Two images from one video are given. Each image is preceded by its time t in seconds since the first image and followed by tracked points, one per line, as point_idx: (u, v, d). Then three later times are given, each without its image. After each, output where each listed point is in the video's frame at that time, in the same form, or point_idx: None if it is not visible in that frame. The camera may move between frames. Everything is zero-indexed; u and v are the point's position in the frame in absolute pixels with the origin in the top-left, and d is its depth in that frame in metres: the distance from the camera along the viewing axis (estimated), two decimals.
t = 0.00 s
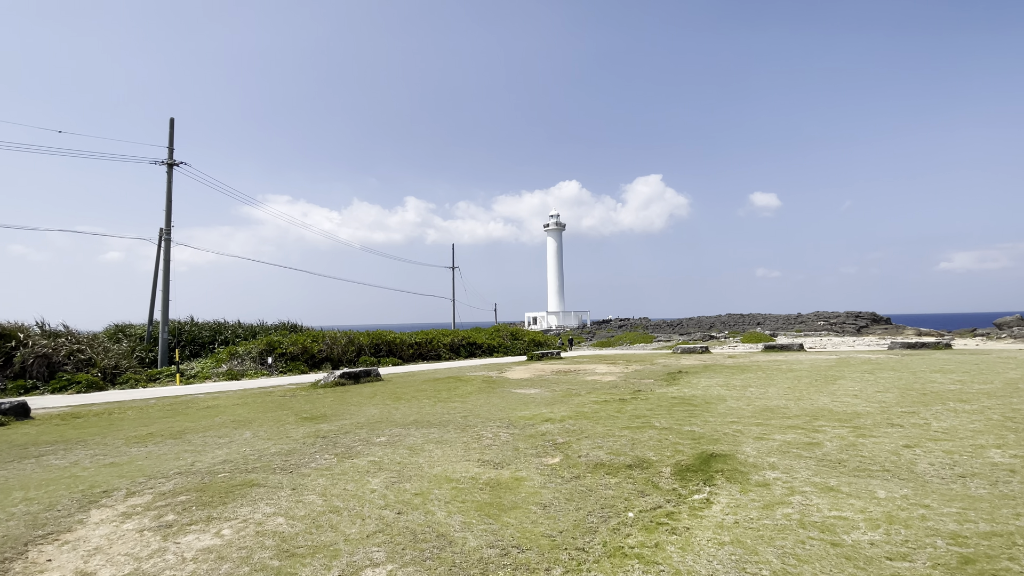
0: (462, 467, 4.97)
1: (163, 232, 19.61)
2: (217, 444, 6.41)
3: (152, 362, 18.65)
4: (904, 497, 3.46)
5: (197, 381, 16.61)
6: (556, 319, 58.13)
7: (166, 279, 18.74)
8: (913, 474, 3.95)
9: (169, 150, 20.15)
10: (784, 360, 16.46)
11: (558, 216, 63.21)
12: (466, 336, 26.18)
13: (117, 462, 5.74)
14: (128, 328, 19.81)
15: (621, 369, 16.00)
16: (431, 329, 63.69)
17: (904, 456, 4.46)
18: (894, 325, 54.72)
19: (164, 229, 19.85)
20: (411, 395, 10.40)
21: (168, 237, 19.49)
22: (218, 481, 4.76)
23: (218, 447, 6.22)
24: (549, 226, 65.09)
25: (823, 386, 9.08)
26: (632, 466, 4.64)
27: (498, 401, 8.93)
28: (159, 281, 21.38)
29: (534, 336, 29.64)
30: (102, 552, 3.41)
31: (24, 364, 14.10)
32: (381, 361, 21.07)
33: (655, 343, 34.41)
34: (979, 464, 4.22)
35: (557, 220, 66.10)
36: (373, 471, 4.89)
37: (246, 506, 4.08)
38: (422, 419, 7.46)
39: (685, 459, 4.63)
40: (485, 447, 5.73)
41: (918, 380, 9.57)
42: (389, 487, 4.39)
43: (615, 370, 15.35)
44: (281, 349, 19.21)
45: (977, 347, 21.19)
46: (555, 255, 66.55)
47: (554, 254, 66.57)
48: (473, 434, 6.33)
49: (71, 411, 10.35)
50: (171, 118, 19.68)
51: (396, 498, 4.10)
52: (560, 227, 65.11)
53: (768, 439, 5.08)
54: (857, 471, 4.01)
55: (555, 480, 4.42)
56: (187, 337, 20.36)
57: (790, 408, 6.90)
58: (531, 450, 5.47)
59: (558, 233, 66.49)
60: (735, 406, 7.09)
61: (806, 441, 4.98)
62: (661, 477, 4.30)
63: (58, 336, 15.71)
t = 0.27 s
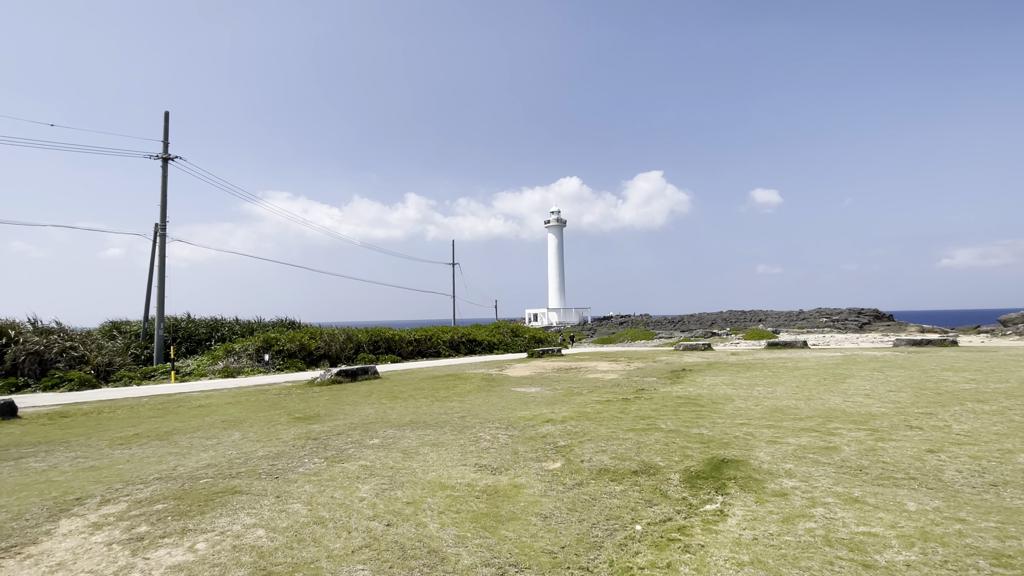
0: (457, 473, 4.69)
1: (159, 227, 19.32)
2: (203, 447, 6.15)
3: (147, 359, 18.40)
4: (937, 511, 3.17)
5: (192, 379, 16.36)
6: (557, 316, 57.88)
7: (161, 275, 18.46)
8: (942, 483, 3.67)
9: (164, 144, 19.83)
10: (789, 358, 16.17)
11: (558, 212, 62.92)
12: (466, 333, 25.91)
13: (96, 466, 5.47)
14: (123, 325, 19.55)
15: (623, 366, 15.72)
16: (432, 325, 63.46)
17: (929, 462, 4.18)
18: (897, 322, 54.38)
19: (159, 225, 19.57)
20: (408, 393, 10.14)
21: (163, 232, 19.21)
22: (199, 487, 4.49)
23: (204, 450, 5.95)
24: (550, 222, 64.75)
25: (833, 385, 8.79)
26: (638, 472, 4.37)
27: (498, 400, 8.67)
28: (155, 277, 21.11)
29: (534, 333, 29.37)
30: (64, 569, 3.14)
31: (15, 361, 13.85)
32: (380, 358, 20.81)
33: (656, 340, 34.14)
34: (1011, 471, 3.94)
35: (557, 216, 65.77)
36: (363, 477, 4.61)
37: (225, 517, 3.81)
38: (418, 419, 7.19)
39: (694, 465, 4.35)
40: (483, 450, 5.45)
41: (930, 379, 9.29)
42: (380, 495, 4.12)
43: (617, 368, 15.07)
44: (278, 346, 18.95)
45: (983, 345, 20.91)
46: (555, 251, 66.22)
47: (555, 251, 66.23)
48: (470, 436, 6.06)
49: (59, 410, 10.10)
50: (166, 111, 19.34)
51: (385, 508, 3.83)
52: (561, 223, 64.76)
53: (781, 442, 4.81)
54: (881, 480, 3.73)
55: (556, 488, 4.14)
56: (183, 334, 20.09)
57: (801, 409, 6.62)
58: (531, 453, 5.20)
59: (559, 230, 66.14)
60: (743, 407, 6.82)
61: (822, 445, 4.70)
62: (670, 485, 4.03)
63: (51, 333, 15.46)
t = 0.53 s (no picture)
0: (450, 478, 4.41)
1: (152, 221, 19.02)
2: (186, 449, 5.88)
3: (142, 355, 18.15)
4: (973, 526, 2.89)
5: (186, 375, 16.10)
6: (558, 311, 57.64)
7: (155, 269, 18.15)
8: (974, 494, 3.39)
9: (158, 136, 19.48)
10: (794, 353, 15.86)
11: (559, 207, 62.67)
12: (465, 328, 25.64)
13: (71, 469, 5.21)
14: (117, 319, 19.29)
15: (624, 362, 15.43)
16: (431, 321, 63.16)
17: (956, 470, 3.90)
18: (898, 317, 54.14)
19: (153, 218, 19.26)
20: (404, 391, 9.86)
21: (157, 226, 18.89)
22: (174, 494, 4.22)
23: (186, 452, 5.68)
24: (551, 217, 64.45)
25: (842, 383, 8.50)
26: (643, 479, 4.08)
27: (495, 399, 8.39)
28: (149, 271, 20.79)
29: (534, 328, 29.08)
30: None
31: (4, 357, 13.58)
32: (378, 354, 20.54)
33: (658, 335, 33.86)
34: None
35: (558, 211, 65.46)
36: (349, 483, 4.34)
37: (198, 528, 3.53)
38: (412, 419, 6.92)
39: (704, 471, 4.07)
40: (478, 453, 5.18)
41: (941, 377, 9.00)
42: (367, 504, 3.85)
43: (618, 364, 14.79)
44: (274, 342, 18.67)
45: (990, 340, 20.65)
46: (556, 246, 65.88)
47: (556, 245, 65.90)
48: (465, 437, 5.79)
49: (46, 407, 9.83)
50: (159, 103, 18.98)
51: (370, 519, 3.55)
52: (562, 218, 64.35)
53: (794, 446, 4.53)
54: (907, 491, 3.45)
55: (555, 497, 3.86)
56: (179, 329, 19.83)
57: (811, 409, 6.35)
58: (529, 457, 4.92)
59: (559, 225, 65.79)
60: (751, 406, 6.54)
61: (838, 450, 4.42)
62: (677, 494, 3.75)
63: (43, 329, 15.19)
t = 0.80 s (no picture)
0: (445, 489, 4.15)
1: (147, 214, 18.70)
2: (170, 454, 5.62)
3: (138, 350, 17.91)
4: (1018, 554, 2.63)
5: (182, 371, 15.85)
6: (559, 305, 57.34)
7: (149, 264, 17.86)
8: (1012, 514, 3.13)
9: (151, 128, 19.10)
10: (799, 350, 15.58)
11: (560, 200, 62.21)
12: (465, 323, 25.38)
13: (48, 477, 4.95)
14: (113, 314, 19.03)
15: (626, 359, 15.15)
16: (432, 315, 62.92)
17: (988, 484, 3.64)
18: (901, 311, 53.80)
19: (148, 212, 18.95)
20: (401, 390, 9.60)
21: (152, 219, 18.58)
22: (151, 507, 3.96)
23: (170, 457, 5.43)
24: (552, 210, 64.02)
25: (853, 383, 8.23)
26: (651, 493, 3.81)
27: (495, 398, 8.12)
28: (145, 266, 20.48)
29: (535, 323, 28.80)
30: None
31: None
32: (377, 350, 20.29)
33: (659, 329, 33.59)
34: None
35: (559, 204, 64.96)
36: (338, 495, 4.08)
37: (172, 548, 3.28)
38: (408, 421, 6.65)
39: (716, 484, 3.80)
40: (475, 460, 4.91)
41: (955, 376, 8.72)
42: (355, 520, 3.59)
43: (620, 361, 14.52)
44: (272, 337, 18.40)
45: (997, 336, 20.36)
46: (557, 240, 65.46)
47: (557, 239, 65.48)
48: (463, 442, 5.52)
49: (34, 406, 9.58)
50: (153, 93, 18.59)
51: (357, 539, 3.28)
52: (563, 211, 63.87)
53: (811, 456, 4.26)
54: (939, 510, 3.18)
55: (556, 513, 3.59)
56: (175, 325, 19.58)
57: (825, 411, 6.08)
58: (529, 465, 4.66)
59: (560, 218, 65.33)
60: (761, 409, 6.26)
61: (858, 460, 4.16)
62: (688, 510, 3.48)
63: (35, 325, 14.94)
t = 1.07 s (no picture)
0: (441, 490, 3.88)
1: (142, 205, 18.38)
2: (154, 451, 5.35)
3: (134, 343, 17.66)
4: None
5: (177, 365, 15.59)
6: (560, 299, 57.04)
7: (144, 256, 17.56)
8: None
9: (145, 118, 18.74)
10: (806, 343, 15.29)
11: (561, 193, 61.74)
12: (466, 316, 25.10)
13: (22, 476, 4.68)
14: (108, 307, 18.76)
15: (629, 352, 14.87)
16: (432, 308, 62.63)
17: None
18: (905, 304, 53.43)
19: (143, 203, 18.64)
20: (399, 383, 9.33)
21: (146, 211, 18.27)
22: (125, 510, 3.70)
23: (153, 455, 5.16)
24: (553, 203, 63.57)
25: (866, 377, 7.95)
26: (662, 495, 3.53)
27: (495, 393, 7.84)
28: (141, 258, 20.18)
29: (536, 316, 28.52)
30: None
31: None
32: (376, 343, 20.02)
33: (661, 322, 33.31)
34: None
35: (561, 197, 64.46)
36: (326, 497, 3.81)
37: (142, 556, 3.01)
38: (404, 416, 6.38)
39: (733, 486, 3.52)
40: (473, 458, 4.64)
41: (972, 370, 8.43)
42: (343, 525, 3.32)
43: (623, 354, 14.24)
44: (270, 330, 18.09)
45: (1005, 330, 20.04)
46: (559, 233, 65.02)
47: (558, 232, 65.04)
48: (460, 439, 5.25)
49: (22, 401, 9.32)
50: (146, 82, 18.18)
51: (344, 547, 3.02)
52: (565, 204, 63.38)
53: (833, 457, 3.98)
54: (981, 516, 2.91)
55: (560, 517, 3.31)
56: (172, 318, 19.31)
57: (841, 407, 5.80)
58: (530, 463, 4.38)
59: (562, 211, 64.87)
60: (774, 404, 5.98)
61: (884, 460, 3.88)
62: (704, 515, 3.20)
63: (28, 317, 14.68)
